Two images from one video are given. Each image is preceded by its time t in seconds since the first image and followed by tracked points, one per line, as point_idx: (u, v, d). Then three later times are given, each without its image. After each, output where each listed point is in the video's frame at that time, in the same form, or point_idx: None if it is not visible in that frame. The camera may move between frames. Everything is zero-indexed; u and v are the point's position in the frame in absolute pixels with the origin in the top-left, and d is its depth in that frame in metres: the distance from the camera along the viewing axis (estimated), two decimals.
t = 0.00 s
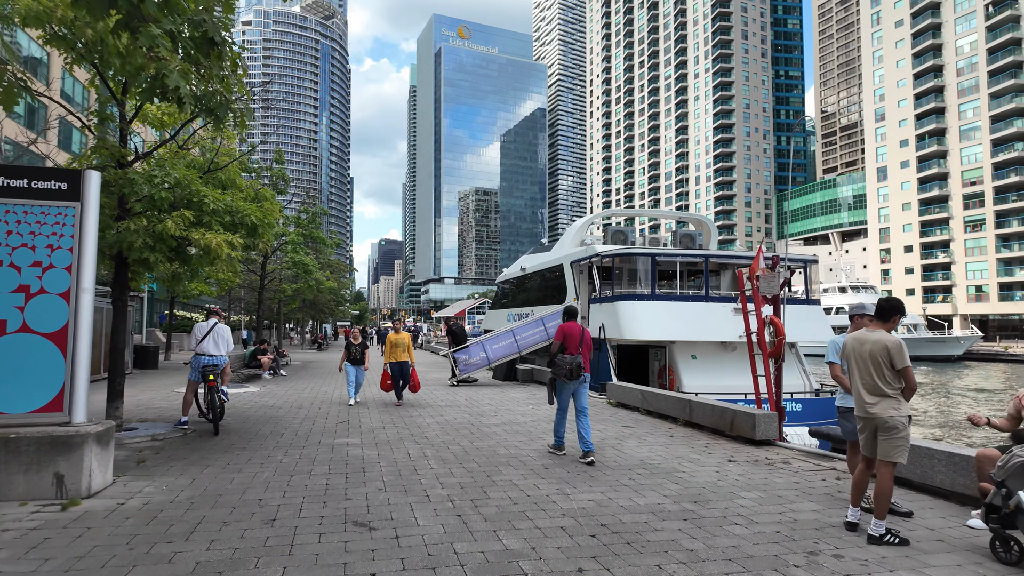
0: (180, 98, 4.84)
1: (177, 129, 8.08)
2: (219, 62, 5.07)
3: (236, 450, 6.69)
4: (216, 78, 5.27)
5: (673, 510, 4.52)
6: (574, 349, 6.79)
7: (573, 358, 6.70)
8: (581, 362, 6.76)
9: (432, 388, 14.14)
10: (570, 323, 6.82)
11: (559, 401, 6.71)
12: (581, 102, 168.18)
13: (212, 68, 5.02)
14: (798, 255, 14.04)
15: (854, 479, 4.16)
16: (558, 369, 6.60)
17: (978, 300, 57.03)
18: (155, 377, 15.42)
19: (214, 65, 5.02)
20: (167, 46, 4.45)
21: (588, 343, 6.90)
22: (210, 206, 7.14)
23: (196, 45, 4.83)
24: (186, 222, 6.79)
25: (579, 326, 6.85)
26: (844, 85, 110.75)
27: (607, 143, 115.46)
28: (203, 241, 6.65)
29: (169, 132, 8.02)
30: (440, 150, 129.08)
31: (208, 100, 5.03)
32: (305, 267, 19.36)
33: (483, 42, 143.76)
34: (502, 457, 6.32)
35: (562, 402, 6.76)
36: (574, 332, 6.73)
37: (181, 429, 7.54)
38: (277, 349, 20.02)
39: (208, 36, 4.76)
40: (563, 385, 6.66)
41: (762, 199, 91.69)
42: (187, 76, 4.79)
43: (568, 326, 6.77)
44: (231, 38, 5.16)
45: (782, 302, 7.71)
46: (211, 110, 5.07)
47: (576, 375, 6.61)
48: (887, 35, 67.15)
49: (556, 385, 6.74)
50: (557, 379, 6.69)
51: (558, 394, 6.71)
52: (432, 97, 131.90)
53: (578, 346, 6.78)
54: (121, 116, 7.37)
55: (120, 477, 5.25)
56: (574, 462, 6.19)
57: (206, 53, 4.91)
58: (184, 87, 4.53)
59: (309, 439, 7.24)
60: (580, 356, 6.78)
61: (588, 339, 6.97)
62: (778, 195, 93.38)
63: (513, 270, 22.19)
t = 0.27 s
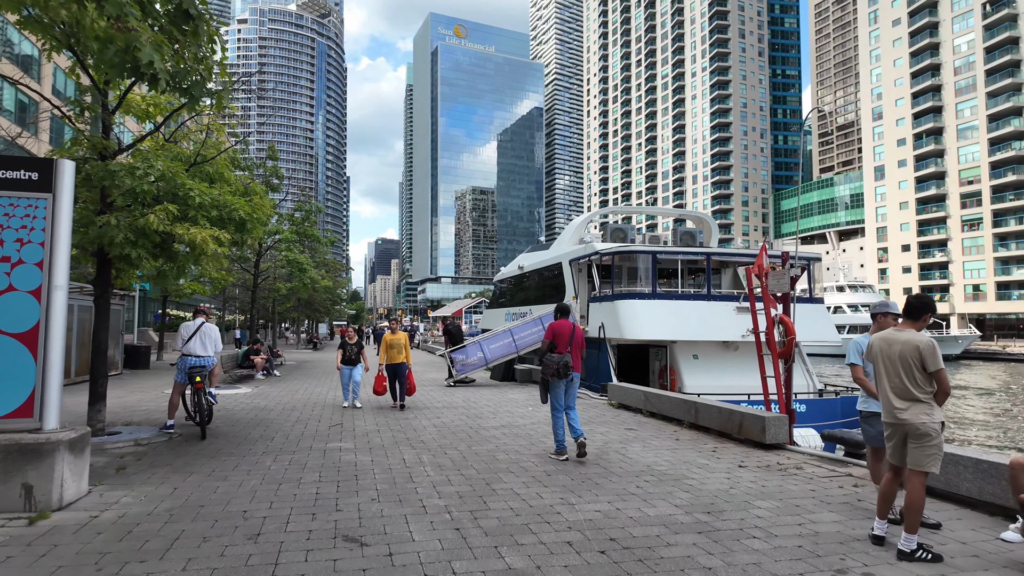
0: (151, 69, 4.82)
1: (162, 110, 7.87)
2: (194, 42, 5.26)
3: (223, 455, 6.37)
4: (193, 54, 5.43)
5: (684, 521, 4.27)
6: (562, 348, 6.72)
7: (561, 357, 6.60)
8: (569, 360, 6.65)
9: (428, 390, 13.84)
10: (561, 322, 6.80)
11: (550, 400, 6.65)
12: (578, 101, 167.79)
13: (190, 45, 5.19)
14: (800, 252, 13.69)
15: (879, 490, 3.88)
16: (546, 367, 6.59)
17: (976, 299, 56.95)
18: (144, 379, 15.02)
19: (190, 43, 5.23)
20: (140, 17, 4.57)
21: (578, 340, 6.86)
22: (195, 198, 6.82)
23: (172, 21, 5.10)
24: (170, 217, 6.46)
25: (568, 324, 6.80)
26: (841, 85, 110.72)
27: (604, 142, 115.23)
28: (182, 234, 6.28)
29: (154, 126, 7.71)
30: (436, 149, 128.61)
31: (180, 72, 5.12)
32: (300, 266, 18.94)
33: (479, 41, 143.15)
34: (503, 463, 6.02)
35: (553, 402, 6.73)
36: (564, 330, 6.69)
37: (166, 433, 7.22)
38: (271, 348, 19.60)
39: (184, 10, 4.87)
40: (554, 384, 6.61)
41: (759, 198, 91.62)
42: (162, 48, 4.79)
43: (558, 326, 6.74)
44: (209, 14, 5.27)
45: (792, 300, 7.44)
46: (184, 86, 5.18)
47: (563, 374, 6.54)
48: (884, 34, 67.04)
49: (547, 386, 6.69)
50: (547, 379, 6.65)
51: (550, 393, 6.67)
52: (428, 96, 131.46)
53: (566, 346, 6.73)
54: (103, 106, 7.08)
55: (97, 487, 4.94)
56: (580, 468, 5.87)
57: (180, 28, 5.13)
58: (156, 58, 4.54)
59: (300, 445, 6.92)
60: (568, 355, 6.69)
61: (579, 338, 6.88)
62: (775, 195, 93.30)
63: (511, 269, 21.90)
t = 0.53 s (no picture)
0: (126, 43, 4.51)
1: (155, 104, 7.61)
2: (173, 16, 5.04)
3: (214, 462, 6.08)
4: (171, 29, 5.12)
5: (705, 536, 4.00)
6: (560, 349, 6.55)
7: (560, 357, 6.43)
8: (568, 360, 6.47)
9: (427, 391, 13.57)
10: (560, 321, 6.64)
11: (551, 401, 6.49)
12: (577, 101, 167.58)
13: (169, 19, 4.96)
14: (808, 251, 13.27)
15: (917, 503, 3.60)
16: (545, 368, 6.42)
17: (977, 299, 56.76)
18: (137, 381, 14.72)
19: (170, 19, 5.03)
20: None
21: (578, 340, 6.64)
22: (185, 193, 6.52)
23: None
24: (160, 214, 6.16)
25: (566, 324, 6.63)
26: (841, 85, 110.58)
27: (604, 142, 115.05)
28: (169, 229, 5.95)
29: (145, 120, 7.44)
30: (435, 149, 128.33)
31: (156, 45, 4.85)
32: (297, 265, 18.65)
33: (478, 41, 142.87)
34: (508, 470, 5.74)
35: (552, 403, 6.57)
36: (563, 330, 6.53)
37: (156, 438, 6.91)
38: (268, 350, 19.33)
39: None
40: (554, 386, 6.43)
41: (759, 198, 91.49)
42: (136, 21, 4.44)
43: (557, 326, 6.60)
44: None
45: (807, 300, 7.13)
46: (161, 63, 4.93)
47: (562, 375, 6.36)
48: (885, 33, 66.80)
49: (547, 387, 6.50)
50: (546, 381, 6.48)
51: (549, 395, 6.49)
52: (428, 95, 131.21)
53: (564, 345, 6.56)
54: (90, 98, 6.79)
55: (78, 497, 4.66)
56: (589, 475, 5.59)
57: None
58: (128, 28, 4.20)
59: (295, 451, 6.63)
60: (567, 355, 6.51)
61: (579, 338, 6.69)
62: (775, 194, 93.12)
63: (511, 269, 21.62)
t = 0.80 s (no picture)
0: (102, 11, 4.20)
1: (148, 94, 7.33)
2: None
3: (206, 467, 5.79)
4: None
5: (730, 550, 3.72)
6: (565, 350, 6.51)
7: (565, 359, 6.39)
8: (572, 361, 6.44)
9: (428, 391, 13.30)
10: (563, 322, 6.59)
11: (551, 401, 6.49)
12: (577, 101, 167.30)
13: None
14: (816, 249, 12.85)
15: (962, 512, 3.35)
16: (550, 370, 6.39)
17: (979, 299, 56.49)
18: (133, 381, 14.44)
19: None
20: None
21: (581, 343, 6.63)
22: (176, 185, 6.22)
23: None
24: (150, 206, 5.85)
25: (570, 323, 6.59)
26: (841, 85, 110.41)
27: (604, 141, 114.72)
28: (158, 222, 5.67)
29: (139, 111, 7.17)
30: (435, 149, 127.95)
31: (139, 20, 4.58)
32: (296, 264, 18.40)
33: (479, 40, 142.64)
34: (516, 477, 5.46)
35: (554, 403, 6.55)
36: (567, 331, 6.49)
37: (146, 441, 6.64)
38: (266, 350, 19.09)
39: None
40: (555, 387, 6.42)
41: (760, 198, 91.27)
42: None
43: (561, 326, 6.56)
44: None
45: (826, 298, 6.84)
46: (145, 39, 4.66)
47: (567, 376, 6.34)
48: (887, 32, 66.44)
49: (549, 387, 6.47)
50: (549, 382, 6.45)
51: (551, 394, 6.47)
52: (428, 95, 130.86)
53: (569, 347, 6.53)
54: (80, 87, 6.51)
55: (59, 507, 4.38)
56: (601, 481, 5.32)
57: None
58: None
59: (292, 455, 6.34)
60: (571, 357, 6.49)
61: (581, 340, 6.70)
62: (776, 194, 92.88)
63: (512, 268, 21.37)
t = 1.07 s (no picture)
0: None
1: (139, 86, 7.06)
2: None
3: (196, 475, 5.52)
4: None
5: (758, 568, 3.45)
6: (566, 349, 6.51)
7: (566, 358, 6.38)
8: (574, 361, 6.44)
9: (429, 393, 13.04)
10: (562, 321, 6.58)
11: (546, 400, 6.51)
12: (577, 101, 167.01)
13: None
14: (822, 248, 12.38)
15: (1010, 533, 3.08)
16: (548, 370, 6.42)
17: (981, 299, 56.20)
18: (128, 383, 14.17)
19: None
20: None
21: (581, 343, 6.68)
22: (167, 180, 5.95)
23: None
24: (141, 203, 5.59)
25: (568, 323, 6.60)
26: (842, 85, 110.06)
27: (605, 141, 114.32)
28: (146, 218, 5.39)
29: (130, 105, 6.90)
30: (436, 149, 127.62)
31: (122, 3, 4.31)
32: (295, 263, 18.08)
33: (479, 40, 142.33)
34: (523, 485, 5.18)
35: (552, 402, 6.56)
36: (567, 331, 6.49)
37: (137, 447, 6.36)
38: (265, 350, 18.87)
39: None
40: (554, 386, 6.43)
41: (762, 198, 90.94)
42: None
43: (561, 325, 6.56)
44: None
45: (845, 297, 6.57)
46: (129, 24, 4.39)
47: (569, 376, 6.35)
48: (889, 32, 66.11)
49: (547, 387, 6.49)
50: (548, 381, 6.46)
51: (549, 395, 6.48)
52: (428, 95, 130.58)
53: (569, 347, 6.53)
54: (68, 79, 6.25)
55: (37, 520, 4.13)
56: (613, 491, 5.04)
57: None
58: None
59: (289, 462, 6.06)
60: (573, 356, 6.49)
61: (580, 339, 6.71)
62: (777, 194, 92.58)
63: (514, 268, 21.11)
